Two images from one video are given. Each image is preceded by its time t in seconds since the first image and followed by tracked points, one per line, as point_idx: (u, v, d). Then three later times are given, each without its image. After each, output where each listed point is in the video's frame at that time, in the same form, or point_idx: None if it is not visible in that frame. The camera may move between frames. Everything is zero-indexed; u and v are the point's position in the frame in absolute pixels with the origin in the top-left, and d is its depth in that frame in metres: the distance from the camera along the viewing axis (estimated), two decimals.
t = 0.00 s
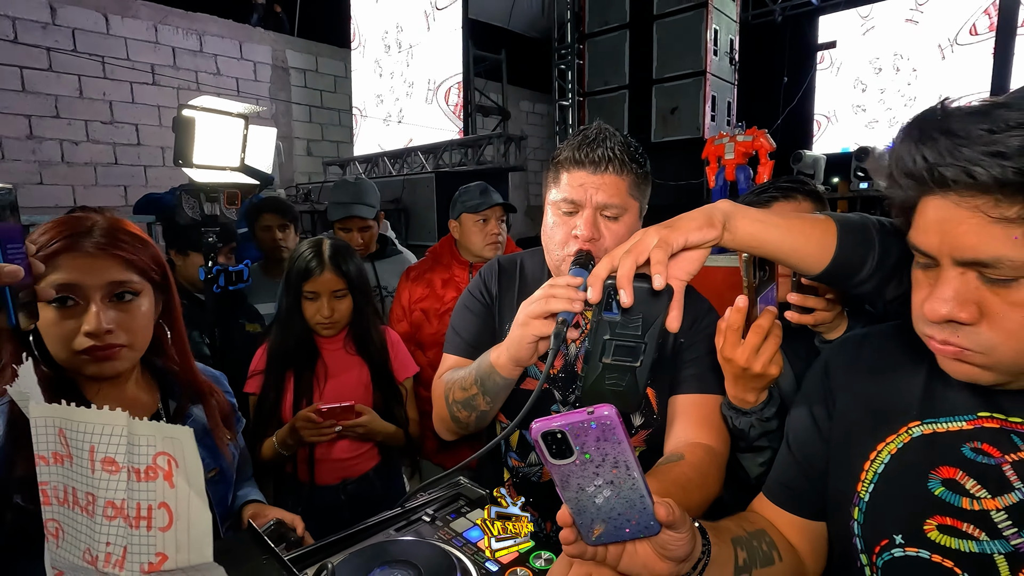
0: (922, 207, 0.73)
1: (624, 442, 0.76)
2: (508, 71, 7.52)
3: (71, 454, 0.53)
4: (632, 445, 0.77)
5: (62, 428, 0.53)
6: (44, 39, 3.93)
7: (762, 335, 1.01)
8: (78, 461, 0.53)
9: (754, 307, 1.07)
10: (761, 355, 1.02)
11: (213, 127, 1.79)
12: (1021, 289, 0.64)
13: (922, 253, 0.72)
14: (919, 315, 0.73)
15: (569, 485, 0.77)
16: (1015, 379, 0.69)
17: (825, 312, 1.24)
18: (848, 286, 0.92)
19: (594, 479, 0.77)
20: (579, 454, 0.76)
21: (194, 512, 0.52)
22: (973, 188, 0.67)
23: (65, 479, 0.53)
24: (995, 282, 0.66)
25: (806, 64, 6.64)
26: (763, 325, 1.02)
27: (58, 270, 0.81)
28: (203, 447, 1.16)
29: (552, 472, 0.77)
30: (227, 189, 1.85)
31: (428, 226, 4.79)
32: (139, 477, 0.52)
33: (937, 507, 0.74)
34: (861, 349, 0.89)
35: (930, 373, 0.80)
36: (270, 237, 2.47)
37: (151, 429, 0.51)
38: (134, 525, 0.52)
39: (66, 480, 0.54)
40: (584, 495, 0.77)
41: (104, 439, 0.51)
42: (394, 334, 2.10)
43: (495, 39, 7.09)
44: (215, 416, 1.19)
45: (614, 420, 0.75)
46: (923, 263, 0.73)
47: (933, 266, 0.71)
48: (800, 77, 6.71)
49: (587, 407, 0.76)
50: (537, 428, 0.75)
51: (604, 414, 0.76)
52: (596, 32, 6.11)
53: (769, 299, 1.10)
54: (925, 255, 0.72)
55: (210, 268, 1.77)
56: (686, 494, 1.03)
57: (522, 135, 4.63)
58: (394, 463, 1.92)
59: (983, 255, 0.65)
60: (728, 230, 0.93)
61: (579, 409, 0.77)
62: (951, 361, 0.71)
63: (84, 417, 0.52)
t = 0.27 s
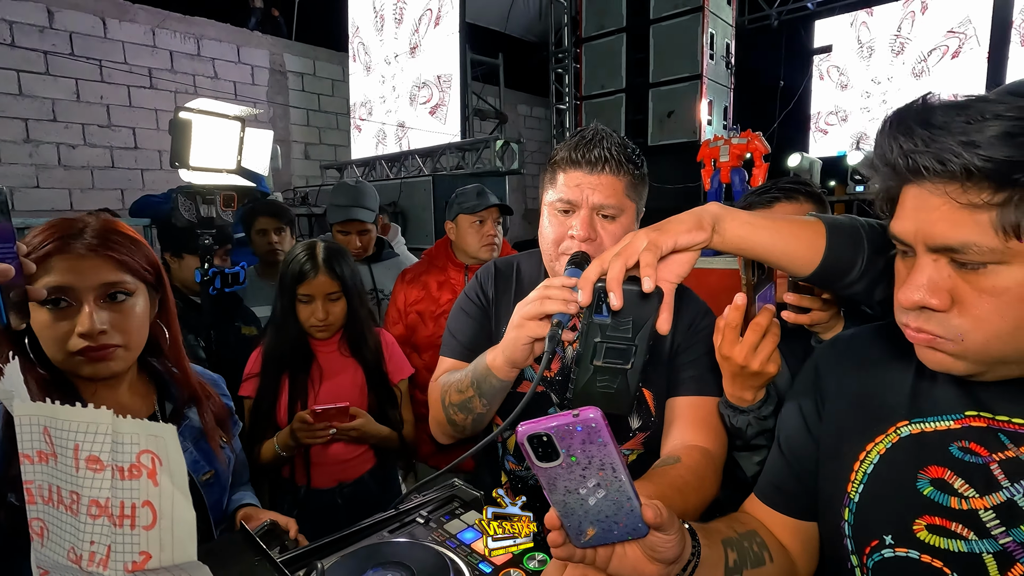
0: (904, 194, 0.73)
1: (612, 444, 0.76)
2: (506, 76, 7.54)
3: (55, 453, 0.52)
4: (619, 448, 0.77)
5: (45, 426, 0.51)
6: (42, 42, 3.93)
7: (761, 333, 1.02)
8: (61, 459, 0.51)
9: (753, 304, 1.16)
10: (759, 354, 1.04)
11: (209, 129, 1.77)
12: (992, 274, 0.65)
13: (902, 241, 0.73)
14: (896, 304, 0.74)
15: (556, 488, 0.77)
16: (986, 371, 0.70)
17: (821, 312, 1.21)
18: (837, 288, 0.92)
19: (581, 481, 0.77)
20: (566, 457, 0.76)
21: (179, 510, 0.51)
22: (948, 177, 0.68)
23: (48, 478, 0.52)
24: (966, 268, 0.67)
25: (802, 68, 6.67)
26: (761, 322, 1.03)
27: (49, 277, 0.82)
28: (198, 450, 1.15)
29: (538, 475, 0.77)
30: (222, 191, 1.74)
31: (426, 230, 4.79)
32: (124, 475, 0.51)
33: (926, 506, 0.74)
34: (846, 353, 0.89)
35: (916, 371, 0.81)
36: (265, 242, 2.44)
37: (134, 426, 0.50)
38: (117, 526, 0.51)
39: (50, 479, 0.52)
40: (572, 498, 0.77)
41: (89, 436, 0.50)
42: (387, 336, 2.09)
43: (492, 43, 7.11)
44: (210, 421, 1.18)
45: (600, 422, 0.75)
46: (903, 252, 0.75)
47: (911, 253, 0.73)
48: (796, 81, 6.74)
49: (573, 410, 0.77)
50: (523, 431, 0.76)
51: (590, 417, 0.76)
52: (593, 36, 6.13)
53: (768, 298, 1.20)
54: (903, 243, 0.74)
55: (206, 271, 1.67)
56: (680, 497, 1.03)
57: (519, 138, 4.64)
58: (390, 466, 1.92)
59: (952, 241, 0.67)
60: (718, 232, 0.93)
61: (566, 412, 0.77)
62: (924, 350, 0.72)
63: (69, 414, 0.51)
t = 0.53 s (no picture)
0: (893, 179, 0.77)
1: (601, 431, 0.77)
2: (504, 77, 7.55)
3: (45, 430, 0.54)
4: (608, 436, 0.77)
5: (36, 404, 0.53)
6: (40, 43, 3.94)
7: (759, 321, 1.04)
8: (52, 436, 0.54)
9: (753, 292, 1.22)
10: (757, 341, 1.05)
11: (206, 125, 1.78)
12: (979, 253, 0.67)
13: (890, 225, 0.76)
14: (886, 288, 0.76)
15: (545, 475, 0.78)
16: (974, 354, 0.71)
17: (817, 304, 1.20)
18: (828, 277, 0.93)
19: (570, 468, 0.77)
20: (554, 444, 0.77)
21: (168, 483, 0.55)
22: (935, 158, 0.72)
23: (37, 455, 0.54)
24: (955, 248, 0.70)
25: (799, 69, 6.70)
26: (760, 311, 1.06)
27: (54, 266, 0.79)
28: (194, 442, 1.15)
29: (527, 461, 0.78)
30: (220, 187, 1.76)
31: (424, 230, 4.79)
32: (114, 450, 0.54)
33: (914, 494, 0.74)
34: (837, 342, 0.91)
35: (905, 357, 0.82)
36: (262, 241, 2.45)
37: (126, 402, 0.53)
38: (107, 500, 0.54)
39: (39, 457, 0.54)
40: (561, 485, 0.77)
41: (79, 414, 0.53)
42: (384, 332, 2.09)
43: (490, 45, 7.12)
44: (205, 413, 1.18)
45: (589, 408, 0.76)
46: (893, 237, 0.78)
47: (900, 239, 0.76)
48: (793, 82, 6.76)
49: (562, 396, 0.77)
50: (513, 417, 0.77)
51: (579, 403, 0.77)
52: (591, 37, 6.15)
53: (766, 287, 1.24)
54: (892, 227, 0.76)
55: (203, 266, 1.66)
56: (673, 489, 1.03)
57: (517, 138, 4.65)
58: (387, 462, 1.92)
59: (939, 220, 0.69)
60: (709, 220, 0.95)
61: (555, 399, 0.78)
62: (914, 334, 0.73)
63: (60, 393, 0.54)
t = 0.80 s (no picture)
0: (889, 170, 0.78)
1: (599, 417, 0.79)
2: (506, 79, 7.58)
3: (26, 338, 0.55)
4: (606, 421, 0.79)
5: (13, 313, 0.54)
6: (42, 44, 3.96)
7: (756, 316, 1.07)
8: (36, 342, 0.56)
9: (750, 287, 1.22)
10: (753, 337, 1.08)
11: (210, 124, 1.79)
12: (975, 243, 0.68)
13: (887, 216, 0.77)
14: (883, 279, 0.77)
15: (545, 463, 0.79)
16: (971, 344, 0.72)
17: (818, 299, 1.21)
18: (825, 273, 0.93)
19: (569, 456, 0.79)
20: (554, 431, 0.78)
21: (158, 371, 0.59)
22: (931, 147, 0.73)
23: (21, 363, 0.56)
24: (951, 238, 0.71)
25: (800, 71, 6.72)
26: (757, 306, 1.08)
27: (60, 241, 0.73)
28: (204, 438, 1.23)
29: (527, 450, 0.79)
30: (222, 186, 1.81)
31: (425, 231, 4.80)
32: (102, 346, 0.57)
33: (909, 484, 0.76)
34: (834, 336, 0.92)
35: (901, 349, 0.83)
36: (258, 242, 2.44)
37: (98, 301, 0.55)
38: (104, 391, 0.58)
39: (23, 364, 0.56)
40: (560, 473, 0.79)
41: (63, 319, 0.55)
42: (385, 330, 2.10)
43: (491, 47, 7.15)
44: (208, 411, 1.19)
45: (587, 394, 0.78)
46: (888, 229, 0.79)
47: (895, 230, 0.78)
48: (794, 84, 6.78)
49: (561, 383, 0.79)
50: (512, 405, 0.78)
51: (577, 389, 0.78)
52: (592, 40, 6.17)
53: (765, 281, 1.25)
54: (887, 219, 0.78)
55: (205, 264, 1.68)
56: (673, 482, 1.04)
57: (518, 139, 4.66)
58: (388, 459, 1.93)
59: (935, 210, 0.70)
60: (707, 215, 0.96)
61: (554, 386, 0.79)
62: (911, 325, 0.74)
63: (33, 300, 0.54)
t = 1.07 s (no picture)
0: (886, 159, 0.79)
1: (614, 396, 0.78)
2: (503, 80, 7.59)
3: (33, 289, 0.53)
4: (620, 399, 0.78)
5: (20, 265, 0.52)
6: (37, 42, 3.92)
7: (753, 310, 1.10)
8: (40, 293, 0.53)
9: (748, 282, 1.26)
10: (751, 330, 1.11)
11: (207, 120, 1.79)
12: (972, 230, 0.69)
13: (884, 206, 0.78)
14: (881, 268, 0.77)
15: (556, 443, 0.79)
16: (967, 331, 0.73)
17: (814, 292, 1.24)
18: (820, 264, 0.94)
19: (580, 435, 0.79)
20: (567, 409, 0.78)
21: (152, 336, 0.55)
22: (928, 135, 0.74)
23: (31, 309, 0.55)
24: (949, 226, 0.71)
25: (795, 73, 6.76)
26: (755, 299, 1.10)
27: (53, 246, 0.57)
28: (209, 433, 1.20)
29: (539, 429, 0.79)
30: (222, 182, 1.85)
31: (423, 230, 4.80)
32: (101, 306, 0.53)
33: (904, 472, 0.76)
34: (830, 328, 0.93)
35: (898, 338, 0.84)
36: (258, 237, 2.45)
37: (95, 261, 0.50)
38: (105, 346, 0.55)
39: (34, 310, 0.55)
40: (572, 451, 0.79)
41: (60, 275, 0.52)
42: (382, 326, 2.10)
43: (489, 47, 7.16)
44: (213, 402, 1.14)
45: (601, 372, 0.76)
46: (885, 220, 0.80)
47: (892, 219, 0.78)
48: (790, 85, 6.81)
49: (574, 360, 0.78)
50: (524, 384, 0.77)
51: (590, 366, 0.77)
52: (589, 41, 6.19)
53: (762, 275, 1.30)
54: (885, 209, 0.78)
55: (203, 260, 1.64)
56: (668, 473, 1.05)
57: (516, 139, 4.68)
58: (386, 455, 1.93)
59: (933, 198, 0.71)
60: (705, 205, 0.97)
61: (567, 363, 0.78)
62: (909, 313, 0.75)
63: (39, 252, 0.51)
